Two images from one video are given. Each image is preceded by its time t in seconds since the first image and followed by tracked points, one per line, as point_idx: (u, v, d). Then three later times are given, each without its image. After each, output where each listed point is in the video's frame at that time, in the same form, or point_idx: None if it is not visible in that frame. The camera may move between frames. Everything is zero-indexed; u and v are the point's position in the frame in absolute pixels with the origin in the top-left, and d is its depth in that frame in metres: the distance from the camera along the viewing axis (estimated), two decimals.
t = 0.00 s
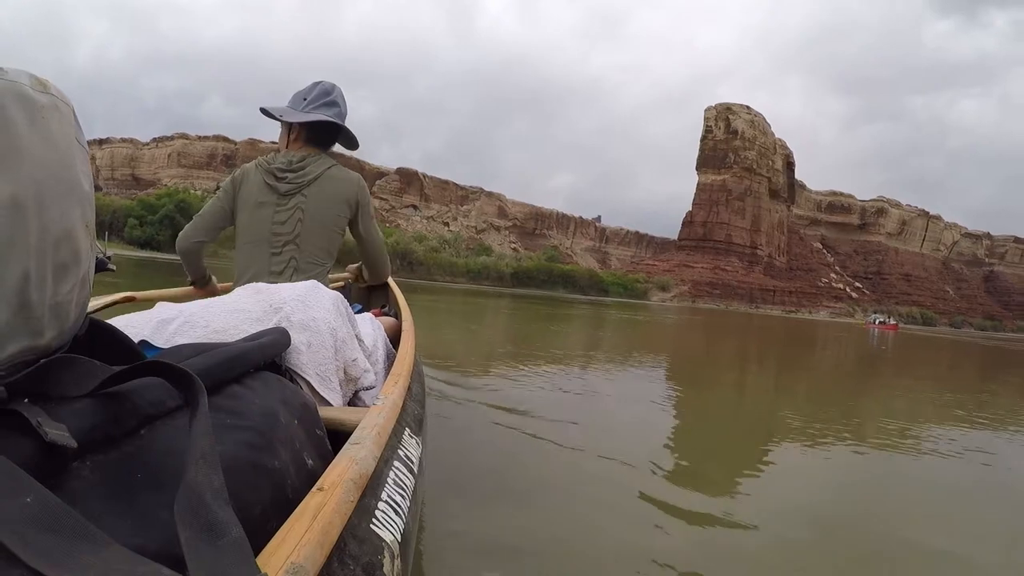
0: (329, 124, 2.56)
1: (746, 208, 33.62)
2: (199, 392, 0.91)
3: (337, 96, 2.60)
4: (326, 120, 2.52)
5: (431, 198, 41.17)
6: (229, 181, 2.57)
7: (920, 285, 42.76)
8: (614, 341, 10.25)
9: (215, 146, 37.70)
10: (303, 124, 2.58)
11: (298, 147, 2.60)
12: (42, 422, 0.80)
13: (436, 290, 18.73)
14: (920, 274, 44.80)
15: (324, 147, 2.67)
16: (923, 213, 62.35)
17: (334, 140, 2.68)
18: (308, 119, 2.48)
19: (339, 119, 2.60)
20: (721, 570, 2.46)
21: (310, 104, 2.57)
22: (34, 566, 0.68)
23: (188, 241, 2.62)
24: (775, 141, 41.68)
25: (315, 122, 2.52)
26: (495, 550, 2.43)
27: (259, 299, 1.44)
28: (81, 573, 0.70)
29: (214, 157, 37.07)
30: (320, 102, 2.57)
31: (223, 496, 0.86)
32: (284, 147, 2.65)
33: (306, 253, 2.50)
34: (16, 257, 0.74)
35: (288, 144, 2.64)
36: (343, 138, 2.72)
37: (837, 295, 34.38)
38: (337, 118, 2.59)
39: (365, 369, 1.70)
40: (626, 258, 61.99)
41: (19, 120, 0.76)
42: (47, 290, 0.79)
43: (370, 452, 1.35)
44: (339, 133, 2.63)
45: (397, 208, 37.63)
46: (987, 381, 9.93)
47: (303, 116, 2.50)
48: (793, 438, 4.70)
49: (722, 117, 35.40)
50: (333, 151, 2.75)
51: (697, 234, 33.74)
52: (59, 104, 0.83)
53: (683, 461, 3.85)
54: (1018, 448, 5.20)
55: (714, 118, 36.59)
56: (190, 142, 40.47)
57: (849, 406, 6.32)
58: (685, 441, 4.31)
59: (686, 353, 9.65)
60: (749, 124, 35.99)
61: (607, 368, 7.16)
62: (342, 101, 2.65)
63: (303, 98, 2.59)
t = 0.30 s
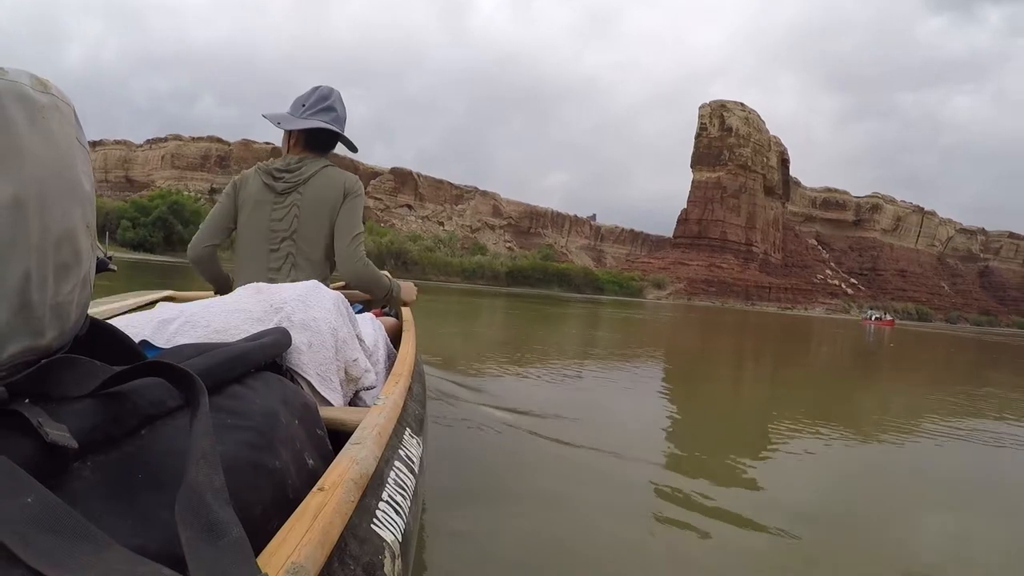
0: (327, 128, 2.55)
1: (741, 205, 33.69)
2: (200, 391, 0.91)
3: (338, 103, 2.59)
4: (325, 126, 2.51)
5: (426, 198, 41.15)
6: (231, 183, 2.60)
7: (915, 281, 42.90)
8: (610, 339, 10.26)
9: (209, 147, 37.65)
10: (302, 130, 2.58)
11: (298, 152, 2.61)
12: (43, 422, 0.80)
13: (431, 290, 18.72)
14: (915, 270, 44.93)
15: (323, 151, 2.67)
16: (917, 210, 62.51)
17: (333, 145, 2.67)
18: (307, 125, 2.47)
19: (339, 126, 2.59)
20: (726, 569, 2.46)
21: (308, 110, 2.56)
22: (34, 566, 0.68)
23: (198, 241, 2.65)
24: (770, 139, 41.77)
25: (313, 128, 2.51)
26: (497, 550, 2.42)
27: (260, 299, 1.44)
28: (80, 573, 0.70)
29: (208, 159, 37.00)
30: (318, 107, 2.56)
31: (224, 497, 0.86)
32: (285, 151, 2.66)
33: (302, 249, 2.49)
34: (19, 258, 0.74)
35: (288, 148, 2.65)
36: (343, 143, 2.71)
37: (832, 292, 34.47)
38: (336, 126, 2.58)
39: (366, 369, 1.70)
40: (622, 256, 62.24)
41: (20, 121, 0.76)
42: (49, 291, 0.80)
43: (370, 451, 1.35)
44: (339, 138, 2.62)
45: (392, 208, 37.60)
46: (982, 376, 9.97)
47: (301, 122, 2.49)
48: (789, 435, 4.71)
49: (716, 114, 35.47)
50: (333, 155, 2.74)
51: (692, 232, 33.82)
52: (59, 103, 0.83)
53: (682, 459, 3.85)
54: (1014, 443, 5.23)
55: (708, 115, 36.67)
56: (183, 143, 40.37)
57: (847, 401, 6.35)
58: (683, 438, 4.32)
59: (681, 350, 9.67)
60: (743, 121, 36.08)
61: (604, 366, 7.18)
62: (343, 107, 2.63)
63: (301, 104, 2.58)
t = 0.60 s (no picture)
0: (319, 125, 2.54)
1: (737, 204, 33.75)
2: (199, 391, 0.91)
3: (330, 100, 2.59)
4: (316, 122, 2.50)
5: (421, 197, 41.11)
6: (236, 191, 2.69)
7: (910, 279, 43.03)
8: (604, 338, 10.28)
9: (203, 147, 37.56)
10: (296, 129, 2.59)
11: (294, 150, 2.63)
12: (43, 422, 0.80)
13: (426, 289, 18.71)
14: (910, 268, 45.08)
15: (320, 149, 2.67)
16: (912, 209, 62.68)
17: (329, 142, 2.66)
18: (298, 122, 2.47)
19: (333, 121, 2.58)
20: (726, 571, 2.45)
21: (301, 108, 2.56)
22: (35, 566, 0.68)
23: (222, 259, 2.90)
24: (765, 137, 41.86)
25: (304, 125, 2.51)
26: (496, 550, 2.43)
27: (260, 299, 1.44)
28: (81, 572, 0.70)
29: (202, 158, 36.90)
30: (310, 105, 2.56)
31: (223, 497, 0.85)
32: (282, 152, 2.68)
33: (296, 246, 2.47)
34: (19, 258, 0.74)
35: (285, 149, 2.67)
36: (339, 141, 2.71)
37: (828, 290, 34.55)
38: (330, 120, 2.57)
39: (366, 369, 1.69)
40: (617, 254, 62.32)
41: (20, 121, 0.76)
42: (49, 290, 0.79)
43: (370, 451, 1.35)
44: (332, 134, 2.61)
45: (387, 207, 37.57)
46: (977, 374, 9.96)
47: (292, 119, 2.49)
48: (785, 433, 4.73)
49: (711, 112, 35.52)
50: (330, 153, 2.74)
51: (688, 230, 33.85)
52: (59, 103, 0.83)
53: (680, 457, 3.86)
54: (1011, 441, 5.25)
55: (704, 114, 36.74)
56: (178, 143, 40.26)
57: (843, 400, 6.37)
58: (680, 437, 4.34)
59: (676, 349, 9.69)
60: (738, 120, 36.14)
61: (600, 364, 7.19)
62: (336, 104, 2.62)
63: (294, 103, 2.58)
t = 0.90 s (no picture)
0: (315, 122, 2.54)
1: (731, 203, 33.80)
2: (198, 391, 0.91)
3: (326, 97, 2.57)
4: (312, 119, 2.49)
5: (416, 197, 41.05)
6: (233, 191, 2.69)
7: (905, 277, 43.15)
8: (599, 337, 10.29)
9: (197, 147, 37.40)
10: (293, 126, 2.58)
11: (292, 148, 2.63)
12: (41, 422, 0.80)
13: (421, 289, 18.68)
14: (905, 266, 45.24)
15: (318, 147, 2.66)
16: (907, 207, 62.90)
17: (327, 139, 2.66)
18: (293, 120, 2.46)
19: (329, 118, 2.57)
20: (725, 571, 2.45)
21: (298, 107, 2.55)
22: (35, 566, 0.68)
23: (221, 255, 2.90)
24: (760, 136, 41.95)
25: (299, 122, 2.50)
26: (494, 549, 2.43)
27: (259, 299, 1.44)
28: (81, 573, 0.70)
29: (196, 158, 36.78)
30: (307, 103, 2.55)
31: (222, 496, 0.86)
32: (280, 150, 2.68)
33: (294, 245, 2.47)
34: (17, 257, 0.74)
35: (283, 146, 2.67)
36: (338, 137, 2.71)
37: (823, 288, 34.65)
38: (326, 117, 2.55)
39: (364, 369, 1.70)
40: (613, 253, 62.40)
41: (19, 120, 0.76)
42: (48, 290, 0.79)
43: (369, 451, 1.35)
44: (329, 131, 2.60)
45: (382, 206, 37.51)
46: (972, 372, 9.99)
47: (289, 117, 2.49)
48: (782, 431, 4.75)
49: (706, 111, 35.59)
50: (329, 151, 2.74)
51: (683, 229, 33.90)
52: (58, 104, 0.83)
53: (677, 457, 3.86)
54: (1006, 439, 5.27)
55: (699, 113, 36.81)
56: (172, 143, 40.11)
57: (839, 398, 6.40)
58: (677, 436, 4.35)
59: (670, 347, 9.71)
60: (733, 118, 36.22)
61: (595, 363, 7.21)
62: (333, 100, 2.61)
63: (291, 101, 2.57)
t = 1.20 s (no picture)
0: (318, 119, 2.54)
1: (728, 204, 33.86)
2: (194, 390, 0.91)
3: (331, 94, 2.59)
4: (316, 116, 2.50)
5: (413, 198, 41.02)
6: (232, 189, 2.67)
7: (899, 280, 43.30)
8: (593, 338, 10.29)
9: (193, 145, 37.29)
10: (296, 123, 2.59)
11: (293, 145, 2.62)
12: (39, 421, 0.80)
13: (416, 289, 18.66)
14: (900, 269, 45.39)
15: (319, 145, 2.66)
16: (902, 211, 63.08)
17: (330, 138, 2.66)
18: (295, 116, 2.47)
19: (332, 115, 2.58)
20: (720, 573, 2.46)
21: (301, 104, 2.57)
22: (32, 566, 0.68)
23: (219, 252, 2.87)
24: (757, 138, 42.07)
25: (303, 119, 2.51)
26: (489, 550, 2.44)
27: (256, 298, 1.44)
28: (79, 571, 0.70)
29: (192, 157, 36.67)
30: (310, 100, 2.56)
31: (219, 495, 0.86)
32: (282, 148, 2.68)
33: (295, 244, 2.47)
34: (14, 257, 0.74)
35: (284, 144, 2.67)
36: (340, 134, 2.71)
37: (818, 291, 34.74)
38: (329, 115, 2.56)
39: (361, 368, 1.69)
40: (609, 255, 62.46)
41: (15, 118, 0.76)
42: (44, 289, 0.79)
43: (365, 450, 1.35)
44: (332, 130, 2.60)
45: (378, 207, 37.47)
46: (965, 374, 10.02)
47: (291, 114, 2.50)
48: (777, 433, 4.78)
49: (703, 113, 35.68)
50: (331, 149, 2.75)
51: (679, 231, 33.95)
52: (55, 103, 0.83)
53: (672, 459, 3.87)
54: (1000, 442, 5.29)
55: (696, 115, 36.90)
56: (168, 141, 40.01)
57: (834, 401, 6.42)
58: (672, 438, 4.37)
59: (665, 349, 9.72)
60: (729, 120, 36.31)
61: (591, 365, 7.22)
62: (337, 98, 2.62)
63: (295, 98, 2.59)
